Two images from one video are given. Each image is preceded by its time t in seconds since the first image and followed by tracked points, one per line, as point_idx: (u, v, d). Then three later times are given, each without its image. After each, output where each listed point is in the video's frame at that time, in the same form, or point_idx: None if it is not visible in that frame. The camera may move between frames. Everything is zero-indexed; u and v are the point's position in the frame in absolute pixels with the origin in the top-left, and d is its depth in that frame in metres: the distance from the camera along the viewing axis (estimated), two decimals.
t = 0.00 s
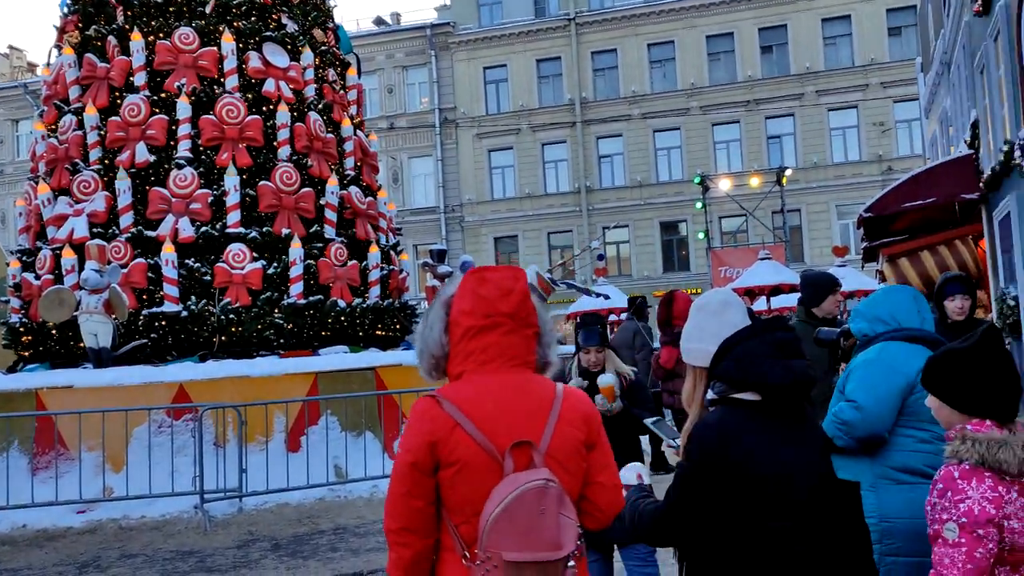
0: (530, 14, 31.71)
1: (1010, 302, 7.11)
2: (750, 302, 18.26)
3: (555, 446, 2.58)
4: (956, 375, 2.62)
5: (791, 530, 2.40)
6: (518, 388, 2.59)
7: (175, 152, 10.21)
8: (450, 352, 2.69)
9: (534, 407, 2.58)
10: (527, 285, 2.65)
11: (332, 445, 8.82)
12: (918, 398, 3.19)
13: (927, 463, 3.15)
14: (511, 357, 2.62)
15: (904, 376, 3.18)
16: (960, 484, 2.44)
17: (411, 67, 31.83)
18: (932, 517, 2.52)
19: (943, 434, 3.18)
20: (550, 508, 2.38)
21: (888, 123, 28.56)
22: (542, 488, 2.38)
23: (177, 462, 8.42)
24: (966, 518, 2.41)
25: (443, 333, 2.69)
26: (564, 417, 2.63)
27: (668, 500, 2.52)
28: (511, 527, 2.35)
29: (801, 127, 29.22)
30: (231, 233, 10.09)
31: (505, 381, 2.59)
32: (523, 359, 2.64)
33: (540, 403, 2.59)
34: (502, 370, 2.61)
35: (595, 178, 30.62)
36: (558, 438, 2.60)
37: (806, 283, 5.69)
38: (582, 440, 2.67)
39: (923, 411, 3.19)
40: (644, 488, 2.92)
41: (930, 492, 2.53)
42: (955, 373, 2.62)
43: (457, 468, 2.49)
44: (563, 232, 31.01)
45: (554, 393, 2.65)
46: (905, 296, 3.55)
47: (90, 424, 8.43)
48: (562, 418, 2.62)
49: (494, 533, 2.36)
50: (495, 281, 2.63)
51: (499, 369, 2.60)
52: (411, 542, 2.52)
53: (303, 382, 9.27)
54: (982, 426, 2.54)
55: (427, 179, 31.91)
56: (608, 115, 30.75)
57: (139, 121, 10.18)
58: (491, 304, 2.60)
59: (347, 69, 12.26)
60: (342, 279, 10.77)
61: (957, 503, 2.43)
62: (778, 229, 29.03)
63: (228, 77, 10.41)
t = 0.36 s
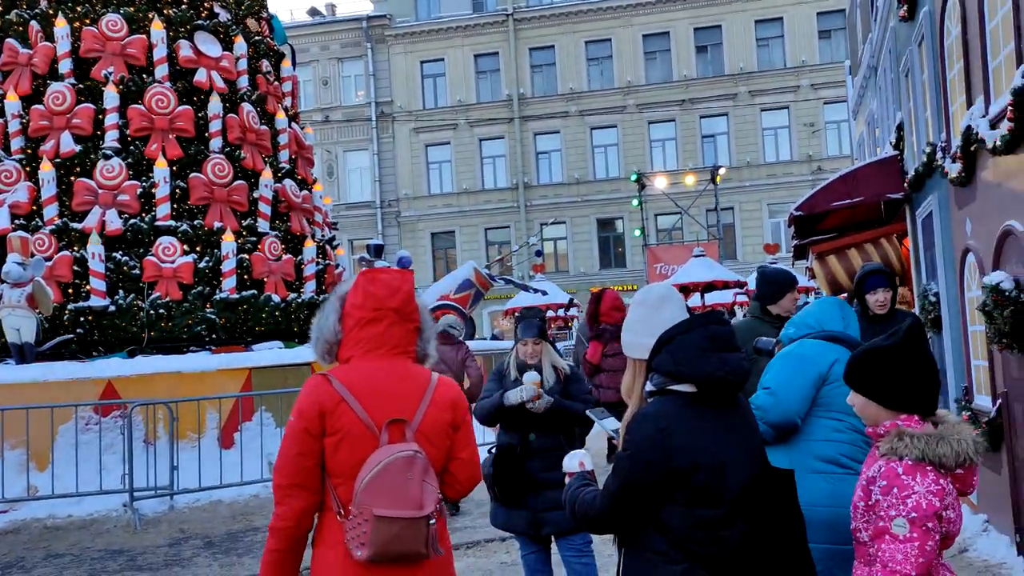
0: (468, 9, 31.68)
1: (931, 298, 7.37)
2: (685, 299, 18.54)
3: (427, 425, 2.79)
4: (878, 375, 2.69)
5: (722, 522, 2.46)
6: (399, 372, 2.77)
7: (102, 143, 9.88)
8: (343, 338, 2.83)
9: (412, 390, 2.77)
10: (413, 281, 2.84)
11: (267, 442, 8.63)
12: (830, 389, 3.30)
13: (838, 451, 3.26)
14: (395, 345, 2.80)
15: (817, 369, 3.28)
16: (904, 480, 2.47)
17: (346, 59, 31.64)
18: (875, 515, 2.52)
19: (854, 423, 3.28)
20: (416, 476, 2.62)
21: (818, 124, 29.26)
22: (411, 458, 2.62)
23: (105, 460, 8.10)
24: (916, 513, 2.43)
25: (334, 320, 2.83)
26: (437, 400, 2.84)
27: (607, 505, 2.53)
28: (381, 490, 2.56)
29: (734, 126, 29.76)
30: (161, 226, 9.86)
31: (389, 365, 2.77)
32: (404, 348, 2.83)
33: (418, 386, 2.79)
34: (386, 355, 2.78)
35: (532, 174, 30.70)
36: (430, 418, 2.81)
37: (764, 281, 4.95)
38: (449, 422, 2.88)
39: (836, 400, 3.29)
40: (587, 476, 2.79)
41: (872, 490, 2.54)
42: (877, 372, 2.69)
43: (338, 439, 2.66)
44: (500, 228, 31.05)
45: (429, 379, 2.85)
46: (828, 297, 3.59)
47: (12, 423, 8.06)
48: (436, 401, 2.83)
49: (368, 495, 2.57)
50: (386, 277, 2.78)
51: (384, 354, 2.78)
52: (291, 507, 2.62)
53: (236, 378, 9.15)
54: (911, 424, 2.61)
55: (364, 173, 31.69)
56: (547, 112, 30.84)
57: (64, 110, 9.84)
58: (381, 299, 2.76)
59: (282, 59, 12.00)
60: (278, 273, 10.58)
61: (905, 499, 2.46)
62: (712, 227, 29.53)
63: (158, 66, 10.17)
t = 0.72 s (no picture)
0: (417, 4, 31.51)
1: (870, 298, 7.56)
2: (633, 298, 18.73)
3: (306, 421, 2.84)
4: (827, 373, 2.72)
5: (669, 515, 2.49)
6: (279, 373, 2.83)
7: (39, 132, 9.55)
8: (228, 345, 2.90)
9: (289, 390, 2.82)
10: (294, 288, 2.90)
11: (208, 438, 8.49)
12: (772, 387, 3.37)
13: (777, 448, 3.35)
14: (275, 350, 2.86)
15: (756, 368, 3.34)
16: (881, 473, 2.51)
17: (293, 52, 31.34)
18: (852, 512, 2.54)
19: (795, 421, 3.38)
20: (288, 466, 2.68)
21: (763, 126, 29.76)
22: (281, 454, 2.66)
23: (40, 457, 7.83)
24: (898, 505, 2.48)
25: (220, 329, 2.91)
26: (317, 397, 2.88)
27: (558, 502, 2.53)
28: (250, 484, 2.62)
29: (681, 127, 30.11)
30: (100, 219, 9.61)
31: (267, 367, 2.83)
32: (289, 351, 2.89)
33: (296, 385, 2.84)
34: (267, 358, 2.85)
35: (481, 171, 30.66)
36: (309, 415, 2.86)
37: (730, 269, 4.65)
38: (332, 417, 2.93)
39: (777, 399, 3.37)
40: (539, 471, 2.82)
41: (846, 487, 2.56)
42: (828, 371, 2.73)
43: (216, 439, 2.73)
44: (449, 225, 30.95)
45: (309, 375, 2.90)
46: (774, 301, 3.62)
47: None
48: (316, 398, 2.88)
49: (240, 486, 2.64)
50: (264, 287, 2.84)
51: (266, 358, 2.84)
52: (175, 504, 2.70)
53: (178, 374, 8.89)
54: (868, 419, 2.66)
55: (310, 167, 31.36)
56: (496, 109, 30.81)
57: None
58: (259, 308, 2.82)
59: (227, 50, 11.78)
60: (220, 267, 10.39)
61: (884, 492, 2.49)
62: (659, 226, 29.87)
63: (98, 55, 9.88)
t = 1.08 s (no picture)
0: (375, 4, 31.32)
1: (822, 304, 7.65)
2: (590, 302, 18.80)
3: (227, 417, 3.27)
4: (793, 375, 2.75)
5: (627, 518, 2.49)
6: (206, 373, 3.27)
7: None
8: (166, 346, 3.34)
9: (213, 390, 3.25)
10: (226, 300, 3.32)
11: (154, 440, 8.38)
12: (732, 392, 3.41)
13: (734, 453, 3.42)
14: (204, 353, 3.29)
15: (716, 373, 3.38)
16: (861, 475, 2.57)
17: (247, 49, 31.07)
18: (835, 515, 2.57)
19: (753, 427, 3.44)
20: (204, 459, 3.11)
21: (717, 134, 30.09)
22: (197, 449, 3.09)
23: None
24: (880, 504, 2.54)
25: (159, 332, 3.36)
26: (239, 396, 3.31)
27: (516, 506, 2.52)
28: (170, 471, 3.05)
29: (637, 133, 30.36)
30: (45, 215, 9.31)
31: (196, 369, 3.26)
32: (217, 355, 3.32)
33: (219, 386, 3.27)
34: (197, 360, 3.28)
35: (437, 173, 30.55)
36: (231, 412, 3.28)
37: (697, 271, 4.19)
38: (252, 414, 3.36)
39: (735, 404, 3.41)
40: (497, 473, 2.82)
41: (829, 490, 2.58)
42: (795, 375, 2.75)
43: (145, 430, 3.18)
44: (404, 226, 30.77)
45: (233, 376, 3.33)
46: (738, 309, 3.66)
47: None
48: (239, 397, 3.31)
49: (162, 475, 3.07)
50: (198, 297, 3.27)
51: (196, 359, 3.28)
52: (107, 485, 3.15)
53: (125, 374, 8.71)
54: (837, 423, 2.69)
55: (263, 165, 31.11)
56: (453, 111, 30.74)
57: None
58: (191, 316, 3.26)
59: (180, 46, 11.59)
60: (170, 266, 10.23)
61: (867, 493, 2.55)
62: (614, 231, 30.06)
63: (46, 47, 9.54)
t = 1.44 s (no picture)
0: (343, 8, 31.19)
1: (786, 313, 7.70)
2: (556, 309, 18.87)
3: (185, 417, 3.31)
4: (760, 382, 2.77)
5: (593, 526, 2.48)
6: (166, 375, 3.30)
7: None
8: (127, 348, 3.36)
9: (173, 389, 3.30)
10: (188, 307, 3.37)
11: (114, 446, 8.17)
12: (702, 401, 3.43)
13: (704, 461, 3.43)
14: (166, 356, 3.32)
15: (688, 381, 3.40)
16: (825, 482, 2.58)
17: (213, 51, 30.77)
18: (799, 522, 2.58)
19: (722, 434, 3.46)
20: (165, 455, 3.14)
21: (684, 143, 30.34)
22: (158, 446, 3.12)
23: None
24: (843, 513, 2.56)
25: (120, 336, 3.38)
26: (196, 397, 3.35)
27: (482, 514, 2.51)
28: (129, 464, 3.08)
29: (604, 142, 30.51)
30: (4, 216, 9.20)
31: (157, 370, 3.30)
32: (178, 359, 3.36)
33: (178, 387, 3.31)
34: (158, 363, 3.31)
35: (404, 179, 30.46)
36: (188, 413, 3.33)
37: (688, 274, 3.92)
38: (209, 414, 3.41)
39: (706, 413, 3.43)
40: (464, 481, 2.81)
41: (793, 497, 2.60)
42: (761, 382, 2.77)
43: (108, 427, 3.21)
44: (370, 232, 30.63)
45: (192, 378, 3.37)
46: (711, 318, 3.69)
47: None
48: (197, 398, 3.35)
49: (123, 469, 3.09)
50: (161, 304, 3.31)
51: (156, 362, 3.31)
52: (66, 480, 3.14)
53: (84, 380, 8.50)
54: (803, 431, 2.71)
55: (227, 169, 30.83)
56: (421, 117, 30.69)
57: None
58: (154, 321, 3.28)
59: (145, 47, 11.42)
60: (132, 270, 10.06)
61: (828, 501, 2.56)
62: (581, 238, 30.21)
63: (7, 46, 9.34)
